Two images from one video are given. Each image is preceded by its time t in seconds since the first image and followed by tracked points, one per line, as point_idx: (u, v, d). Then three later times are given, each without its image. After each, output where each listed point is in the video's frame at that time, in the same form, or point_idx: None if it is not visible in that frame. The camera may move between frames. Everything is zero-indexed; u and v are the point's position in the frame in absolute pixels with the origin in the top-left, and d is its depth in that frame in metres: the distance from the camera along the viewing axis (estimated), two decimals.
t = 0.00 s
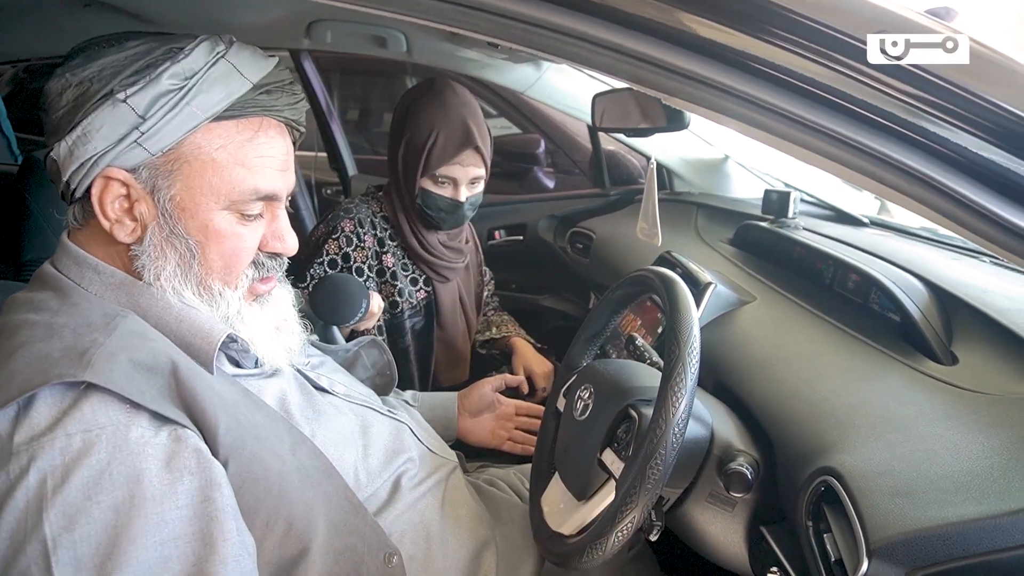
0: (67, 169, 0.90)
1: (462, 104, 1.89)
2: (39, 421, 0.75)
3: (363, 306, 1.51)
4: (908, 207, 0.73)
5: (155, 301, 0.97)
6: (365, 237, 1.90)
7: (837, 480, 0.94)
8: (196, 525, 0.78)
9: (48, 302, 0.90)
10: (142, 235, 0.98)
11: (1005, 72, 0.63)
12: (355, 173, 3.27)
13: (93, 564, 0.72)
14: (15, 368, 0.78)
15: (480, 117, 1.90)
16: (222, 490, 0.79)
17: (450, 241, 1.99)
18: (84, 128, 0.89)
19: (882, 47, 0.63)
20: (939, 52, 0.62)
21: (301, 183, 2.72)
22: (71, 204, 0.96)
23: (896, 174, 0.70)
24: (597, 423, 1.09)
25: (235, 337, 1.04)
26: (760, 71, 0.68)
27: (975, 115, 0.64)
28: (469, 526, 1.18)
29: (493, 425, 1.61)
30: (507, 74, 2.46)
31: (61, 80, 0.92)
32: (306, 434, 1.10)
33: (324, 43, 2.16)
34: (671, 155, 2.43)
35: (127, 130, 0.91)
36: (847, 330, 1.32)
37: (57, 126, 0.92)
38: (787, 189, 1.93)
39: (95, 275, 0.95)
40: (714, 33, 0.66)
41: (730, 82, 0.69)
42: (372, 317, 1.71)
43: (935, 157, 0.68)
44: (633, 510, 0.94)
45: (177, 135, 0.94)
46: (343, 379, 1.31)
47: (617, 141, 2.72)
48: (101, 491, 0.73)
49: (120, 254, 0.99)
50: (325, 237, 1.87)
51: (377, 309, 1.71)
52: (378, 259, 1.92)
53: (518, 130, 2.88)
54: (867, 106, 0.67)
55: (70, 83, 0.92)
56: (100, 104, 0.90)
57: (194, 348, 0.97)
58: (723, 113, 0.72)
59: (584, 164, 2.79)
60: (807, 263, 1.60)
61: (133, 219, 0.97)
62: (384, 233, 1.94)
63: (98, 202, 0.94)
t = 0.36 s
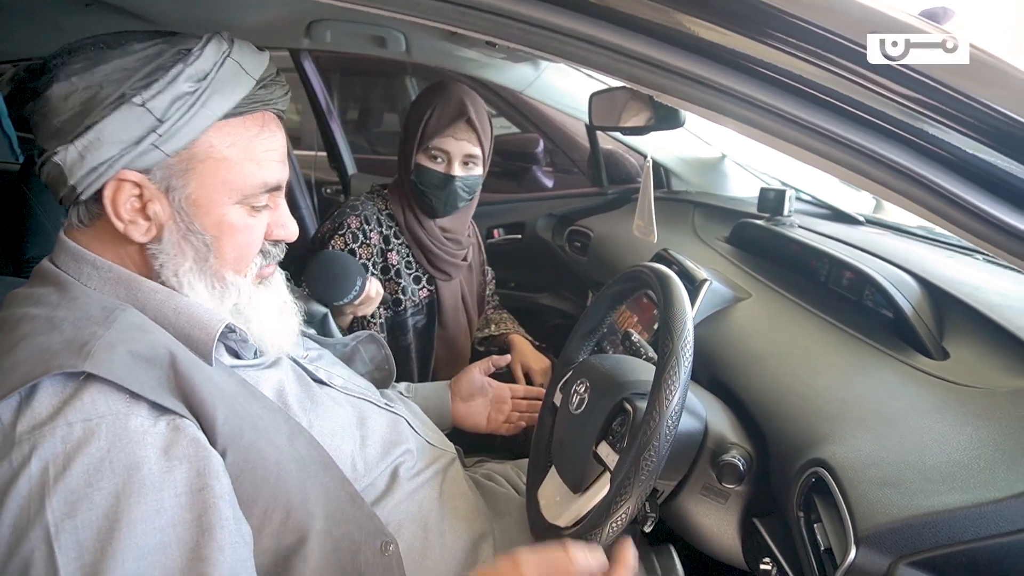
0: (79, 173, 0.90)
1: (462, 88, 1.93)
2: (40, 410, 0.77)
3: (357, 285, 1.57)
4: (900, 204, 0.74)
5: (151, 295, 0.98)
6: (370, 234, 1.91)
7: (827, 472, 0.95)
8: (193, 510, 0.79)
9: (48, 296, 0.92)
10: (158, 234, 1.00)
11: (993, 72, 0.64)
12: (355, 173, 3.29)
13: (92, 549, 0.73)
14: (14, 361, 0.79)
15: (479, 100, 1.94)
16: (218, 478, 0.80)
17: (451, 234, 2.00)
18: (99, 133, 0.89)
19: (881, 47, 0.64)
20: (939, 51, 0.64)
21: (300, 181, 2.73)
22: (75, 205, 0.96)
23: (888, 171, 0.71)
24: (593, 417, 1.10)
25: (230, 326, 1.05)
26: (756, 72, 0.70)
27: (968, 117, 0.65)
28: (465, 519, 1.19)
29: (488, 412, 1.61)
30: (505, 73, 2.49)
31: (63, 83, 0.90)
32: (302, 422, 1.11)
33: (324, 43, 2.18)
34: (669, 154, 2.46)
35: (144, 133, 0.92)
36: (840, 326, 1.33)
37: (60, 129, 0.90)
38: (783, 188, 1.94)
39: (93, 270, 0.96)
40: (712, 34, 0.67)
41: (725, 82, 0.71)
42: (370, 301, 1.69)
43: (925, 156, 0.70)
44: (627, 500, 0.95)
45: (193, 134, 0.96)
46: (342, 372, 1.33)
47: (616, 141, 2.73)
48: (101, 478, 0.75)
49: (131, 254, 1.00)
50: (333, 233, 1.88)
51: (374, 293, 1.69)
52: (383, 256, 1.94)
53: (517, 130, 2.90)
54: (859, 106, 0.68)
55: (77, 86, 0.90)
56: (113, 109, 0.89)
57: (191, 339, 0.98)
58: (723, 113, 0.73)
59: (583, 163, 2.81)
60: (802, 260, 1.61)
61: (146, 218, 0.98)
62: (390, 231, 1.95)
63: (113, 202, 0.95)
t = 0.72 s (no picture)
0: (109, 171, 0.93)
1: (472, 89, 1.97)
2: (55, 403, 0.79)
3: (356, 273, 1.56)
4: (898, 205, 0.76)
5: (160, 290, 1.00)
6: (379, 230, 1.93)
7: (824, 464, 0.97)
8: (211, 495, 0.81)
9: (61, 292, 0.94)
10: (183, 227, 1.02)
11: (986, 76, 0.66)
12: (357, 173, 3.31)
13: (115, 534, 0.74)
14: (28, 355, 0.81)
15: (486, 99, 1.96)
16: (232, 463, 0.84)
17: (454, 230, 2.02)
18: (132, 131, 0.93)
19: (881, 48, 0.65)
20: (939, 51, 0.66)
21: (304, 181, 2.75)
22: (97, 205, 0.97)
23: (885, 173, 0.73)
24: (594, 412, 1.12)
25: (242, 322, 1.07)
26: (754, 75, 0.72)
27: (964, 122, 0.67)
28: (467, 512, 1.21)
29: (491, 410, 1.64)
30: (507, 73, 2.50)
31: (89, 86, 0.93)
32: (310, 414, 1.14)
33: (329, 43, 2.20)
34: (669, 154, 2.48)
35: (174, 128, 0.96)
36: (838, 324, 1.35)
37: (88, 130, 0.92)
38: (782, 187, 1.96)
39: (106, 266, 0.98)
40: (712, 38, 0.70)
41: (721, 83, 0.73)
42: (371, 291, 1.70)
43: (923, 158, 0.71)
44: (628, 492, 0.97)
45: (218, 127, 1.01)
46: (347, 367, 1.35)
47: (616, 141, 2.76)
48: (120, 466, 0.77)
49: (152, 247, 1.03)
50: (345, 228, 1.90)
51: (376, 284, 1.70)
52: (392, 251, 1.96)
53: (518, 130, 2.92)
54: (857, 109, 0.70)
55: (104, 87, 0.93)
56: (144, 107, 0.93)
57: (199, 333, 0.99)
58: (723, 113, 0.75)
59: (584, 163, 2.83)
60: (801, 259, 1.63)
61: (171, 212, 1.01)
62: (399, 229, 1.97)
63: (138, 198, 0.97)
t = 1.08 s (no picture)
0: (101, 167, 0.95)
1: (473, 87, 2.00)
2: (76, 402, 0.80)
3: (364, 275, 1.58)
4: (899, 205, 0.77)
5: (175, 290, 1.02)
6: (384, 229, 1.94)
7: (825, 458, 0.99)
8: (236, 491, 0.83)
9: (77, 291, 0.95)
10: (179, 224, 1.04)
11: (983, 78, 0.68)
12: (359, 172, 3.31)
13: (148, 530, 0.76)
14: (46, 355, 0.83)
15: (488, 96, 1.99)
16: (253, 458, 0.85)
17: (459, 227, 2.04)
18: (121, 128, 0.95)
19: (881, 48, 0.67)
20: (938, 52, 0.67)
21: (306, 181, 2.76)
22: (100, 202, 1.01)
23: (886, 174, 0.74)
24: (599, 409, 1.14)
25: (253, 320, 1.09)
26: (755, 76, 0.73)
27: (963, 123, 0.69)
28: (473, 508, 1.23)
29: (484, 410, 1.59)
30: (509, 74, 2.52)
31: (87, 85, 0.97)
32: (320, 412, 1.15)
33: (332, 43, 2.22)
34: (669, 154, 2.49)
35: (165, 126, 0.97)
36: (839, 322, 1.37)
37: (87, 129, 0.96)
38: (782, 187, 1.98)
39: (121, 266, 1.00)
40: (713, 40, 0.71)
41: (720, 83, 0.74)
42: (377, 292, 1.74)
43: (923, 159, 0.73)
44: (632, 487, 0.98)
45: (212, 126, 1.01)
46: (354, 366, 1.36)
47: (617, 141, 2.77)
48: (148, 464, 0.79)
49: (154, 245, 1.05)
50: (349, 227, 1.90)
51: (382, 284, 1.73)
52: (396, 250, 1.97)
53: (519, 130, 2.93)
54: (858, 110, 0.71)
55: (100, 85, 0.96)
56: (136, 105, 0.95)
57: (213, 334, 1.02)
58: (721, 113, 0.76)
59: (585, 163, 2.84)
60: (802, 258, 1.64)
61: (167, 210, 1.02)
62: (403, 227, 1.98)
63: (134, 196, 0.99)
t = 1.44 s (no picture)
0: (112, 173, 0.99)
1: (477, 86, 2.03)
2: (108, 406, 0.82)
3: (388, 275, 1.60)
4: (906, 205, 0.79)
5: (200, 294, 1.04)
6: (394, 229, 1.96)
7: (831, 451, 1.02)
8: (265, 491, 0.87)
9: (101, 294, 0.98)
10: (188, 231, 1.06)
11: (984, 80, 0.70)
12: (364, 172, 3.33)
13: (183, 530, 0.81)
14: (77, 355, 0.85)
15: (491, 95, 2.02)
16: (280, 459, 0.88)
17: (467, 224, 2.07)
18: (127, 137, 0.98)
19: (881, 49, 0.69)
20: (938, 52, 0.70)
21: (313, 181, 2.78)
22: (115, 206, 1.04)
23: (893, 175, 0.77)
24: (610, 405, 1.16)
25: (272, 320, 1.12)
26: (762, 78, 0.75)
27: (966, 124, 0.71)
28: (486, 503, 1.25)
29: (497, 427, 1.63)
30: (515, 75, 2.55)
31: (99, 93, 1.00)
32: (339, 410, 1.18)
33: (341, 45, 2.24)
34: (674, 155, 2.51)
35: (171, 135, 0.99)
36: (844, 320, 1.39)
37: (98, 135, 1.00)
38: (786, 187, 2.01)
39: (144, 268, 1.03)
40: (717, 42, 0.73)
41: (727, 84, 0.77)
42: (398, 292, 1.76)
43: (929, 161, 0.75)
44: (648, 478, 1.02)
45: (217, 134, 1.02)
46: (370, 364, 1.39)
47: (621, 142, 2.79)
48: (182, 467, 0.82)
49: (167, 249, 1.08)
50: (359, 226, 1.92)
51: (401, 283, 1.76)
52: (405, 249, 1.99)
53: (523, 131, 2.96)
54: (865, 112, 0.74)
55: (109, 94, 0.99)
56: (141, 114, 0.98)
57: (235, 334, 1.04)
58: (724, 112, 0.79)
59: (589, 164, 2.87)
60: (806, 258, 1.67)
61: (178, 217, 1.05)
62: (412, 226, 2.00)
63: (145, 204, 1.02)
